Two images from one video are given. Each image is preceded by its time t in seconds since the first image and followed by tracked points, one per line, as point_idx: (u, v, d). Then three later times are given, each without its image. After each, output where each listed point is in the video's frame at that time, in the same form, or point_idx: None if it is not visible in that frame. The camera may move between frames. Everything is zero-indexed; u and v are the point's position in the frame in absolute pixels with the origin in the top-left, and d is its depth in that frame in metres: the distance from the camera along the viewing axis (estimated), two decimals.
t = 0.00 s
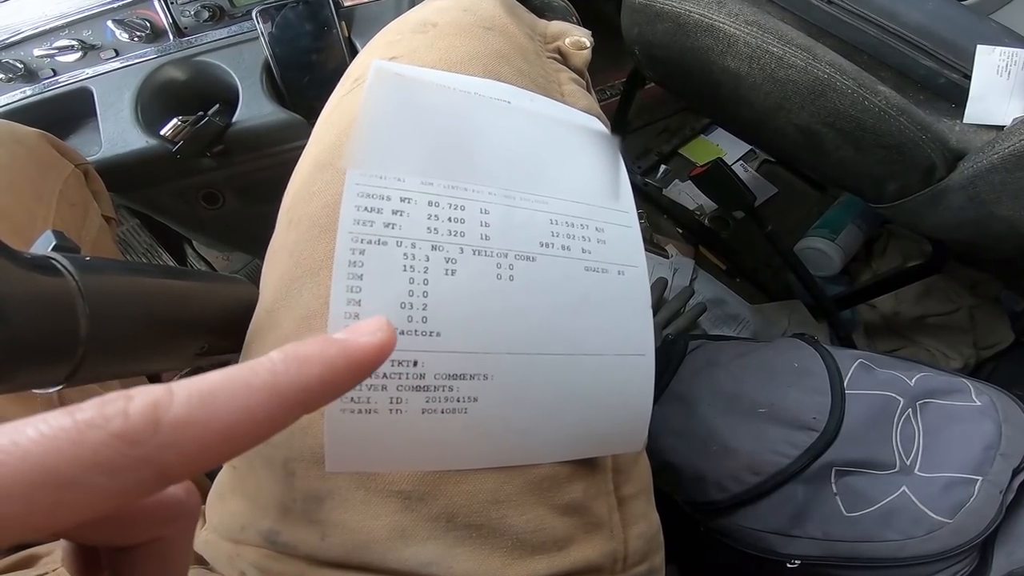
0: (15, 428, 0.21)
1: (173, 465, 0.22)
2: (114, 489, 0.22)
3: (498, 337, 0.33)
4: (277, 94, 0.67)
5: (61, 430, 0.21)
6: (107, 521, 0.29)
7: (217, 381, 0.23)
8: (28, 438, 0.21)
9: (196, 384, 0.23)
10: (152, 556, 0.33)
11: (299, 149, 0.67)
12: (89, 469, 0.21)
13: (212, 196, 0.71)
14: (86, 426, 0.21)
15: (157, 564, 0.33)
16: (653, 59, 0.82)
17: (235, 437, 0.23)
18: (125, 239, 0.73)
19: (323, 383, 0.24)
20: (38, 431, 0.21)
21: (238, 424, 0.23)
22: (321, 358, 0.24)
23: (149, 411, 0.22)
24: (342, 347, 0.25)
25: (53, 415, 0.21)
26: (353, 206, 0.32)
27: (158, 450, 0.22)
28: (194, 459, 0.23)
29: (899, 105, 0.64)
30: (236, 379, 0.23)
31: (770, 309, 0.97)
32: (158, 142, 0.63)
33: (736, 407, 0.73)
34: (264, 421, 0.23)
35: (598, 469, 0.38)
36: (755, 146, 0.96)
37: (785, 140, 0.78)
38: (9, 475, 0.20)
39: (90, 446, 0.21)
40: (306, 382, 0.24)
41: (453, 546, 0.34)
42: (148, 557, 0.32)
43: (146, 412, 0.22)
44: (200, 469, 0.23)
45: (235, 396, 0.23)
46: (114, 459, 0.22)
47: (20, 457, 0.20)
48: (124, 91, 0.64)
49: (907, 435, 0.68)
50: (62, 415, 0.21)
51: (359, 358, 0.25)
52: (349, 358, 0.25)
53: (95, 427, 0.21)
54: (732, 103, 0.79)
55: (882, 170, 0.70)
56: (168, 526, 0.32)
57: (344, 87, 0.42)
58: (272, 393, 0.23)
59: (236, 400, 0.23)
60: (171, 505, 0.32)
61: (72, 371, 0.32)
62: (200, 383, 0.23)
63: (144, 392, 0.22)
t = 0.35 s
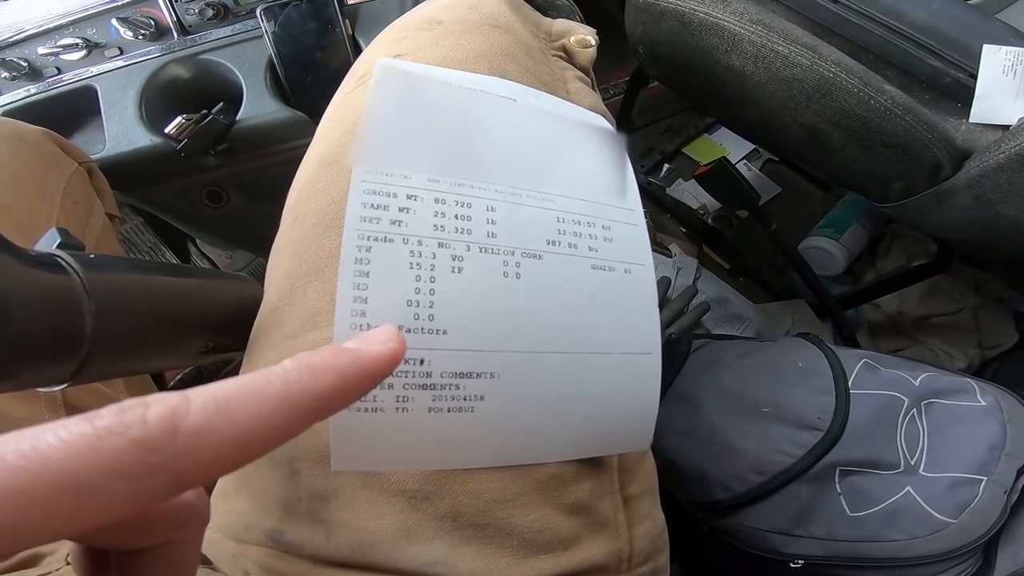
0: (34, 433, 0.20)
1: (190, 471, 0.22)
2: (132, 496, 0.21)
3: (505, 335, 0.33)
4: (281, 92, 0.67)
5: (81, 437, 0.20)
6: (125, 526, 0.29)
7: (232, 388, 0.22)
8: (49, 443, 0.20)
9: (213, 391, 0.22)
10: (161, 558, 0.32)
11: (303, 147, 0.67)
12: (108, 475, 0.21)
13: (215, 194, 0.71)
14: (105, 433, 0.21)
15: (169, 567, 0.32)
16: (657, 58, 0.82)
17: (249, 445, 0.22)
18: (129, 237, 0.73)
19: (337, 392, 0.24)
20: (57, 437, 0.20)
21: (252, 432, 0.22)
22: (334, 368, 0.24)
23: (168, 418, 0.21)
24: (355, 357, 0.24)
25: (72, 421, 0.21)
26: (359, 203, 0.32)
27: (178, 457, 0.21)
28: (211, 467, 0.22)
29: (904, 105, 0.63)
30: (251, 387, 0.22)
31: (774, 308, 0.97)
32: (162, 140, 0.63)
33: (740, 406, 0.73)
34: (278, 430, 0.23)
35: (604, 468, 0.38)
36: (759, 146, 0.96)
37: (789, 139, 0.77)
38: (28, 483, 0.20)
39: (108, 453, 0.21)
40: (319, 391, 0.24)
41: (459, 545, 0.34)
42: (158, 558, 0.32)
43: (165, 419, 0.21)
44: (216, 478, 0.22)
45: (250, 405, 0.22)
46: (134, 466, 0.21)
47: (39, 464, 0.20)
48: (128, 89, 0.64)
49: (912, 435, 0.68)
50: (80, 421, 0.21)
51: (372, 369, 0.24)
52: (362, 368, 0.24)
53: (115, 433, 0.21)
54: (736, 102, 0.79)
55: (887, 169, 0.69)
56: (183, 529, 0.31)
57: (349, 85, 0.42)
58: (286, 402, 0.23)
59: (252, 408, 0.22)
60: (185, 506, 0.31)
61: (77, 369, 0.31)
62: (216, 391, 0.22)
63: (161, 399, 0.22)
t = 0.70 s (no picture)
0: (108, 448, 0.20)
1: (255, 487, 0.22)
2: (200, 510, 0.21)
3: (500, 343, 0.33)
4: (278, 96, 0.67)
5: (151, 454, 0.20)
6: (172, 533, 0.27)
7: (292, 403, 0.22)
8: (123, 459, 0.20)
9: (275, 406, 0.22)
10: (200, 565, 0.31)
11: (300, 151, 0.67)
12: (179, 492, 0.21)
13: (214, 199, 0.71)
14: (175, 450, 0.21)
15: None
16: (655, 60, 0.82)
17: (311, 461, 0.22)
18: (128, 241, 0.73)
19: (391, 409, 0.23)
20: (129, 455, 0.20)
21: (314, 447, 0.22)
22: (391, 385, 0.23)
23: (232, 435, 0.21)
24: (409, 373, 0.23)
25: (141, 437, 0.21)
26: (354, 212, 0.32)
27: (243, 473, 0.21)
28: (272, 484, 0.22)
29: (900, 106, 0.63)
30: (310, 402, 0.22)
31: (773, 308, 0.98)
32: (160, 145, 0.63)
33: (738, 407, 0.73)
34: (338, 446, 0.22)
35: (600, 473, 0.38)
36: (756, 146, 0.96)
37: (787, 140, 0.77)
38: (103, 502, 0.20)
39: (180, 469, 0.21)
40: (374, 406, 0.23)
41: (456, 550, 0.34)
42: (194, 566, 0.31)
43: (229, 437, 0.21)
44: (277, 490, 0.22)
45: (311, 420, 0.22)
46: (201, 483, 0.21)
47: (113, 484, 0.20)
48: (126, 94, 0.64)
49: (910, 436, 0.68)
50: (149, 438, 0.20)
51: (425, 385, 0.23)
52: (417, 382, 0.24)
53: (185, 451, 0.21)
54: (733, 103, 0.79)
55: (884, 170, 0.70)
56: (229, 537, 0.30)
57: (345, 92, 0.42)
58: (342, 417, 0.22)
59: (312, 425, 0.22)
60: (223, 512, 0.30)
61: (77, 378, 0.32)
62: (277, 406, 0.22)
63: (227, 415, 0.21)
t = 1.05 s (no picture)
0: (140, 446, 0.19)
1: (278, 474, 0.21)
2: (233, 500, 0.20)
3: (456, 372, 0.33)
4: (258, 107, 0.67)
5: (179, 450, 0.20)
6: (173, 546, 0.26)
7: (295, 390, 0.20)
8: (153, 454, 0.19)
9: (284, 394, 0.20)
10: None
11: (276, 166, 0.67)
12: (210, 483, 0.20)
13: (199, 211, 0.72)
14: (202, 444, 0.20)
15: None
16: (642, 64, 0.82)
17: (324, 444, 0.21)
18: (117, 252, 0.74)
19: (389, 389, 0.21)
20: (162, 451, 0.19)
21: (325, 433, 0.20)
22: (379, 363, 0.21)
23: (249, 426, 0.20)
24: (394, 349, 0.21)
25: (170, 432, 0.20)
26: (307, 244, 0.32)
27: (266, 463, 0.20)
28: (298, 467, 0.21)
29: (885, 107, 0.63)
30: (314, 386, 0.20)
31: (765, 312, 0.97)
32: (141, 158, 0.63)
33: (727, 415, 0.73)
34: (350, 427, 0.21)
35: (567, 495, 0.38)
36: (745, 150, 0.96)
37: (775, 145, 0.77)
38: (145, 497, 0.19)
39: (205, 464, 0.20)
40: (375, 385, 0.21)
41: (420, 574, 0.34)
42: None
43: (245, 430, 0.20)
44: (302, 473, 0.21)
45: (320, 406, 0.20)
46: (232, 474, 0.20)
47: (149, 480, 0.19)
48: (106, 107, 0.64)
49: (899, 444, 0.67)
50: (175, 434, 0.20)
51: (410, 362, 0.21)
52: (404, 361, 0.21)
53: (209, 445, 0.20)
54: (720, 107, 0.78)
55: (872, 174, 0.69)
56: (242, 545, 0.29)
57: (312, 112, 0.42)
58: (346, 400, 0.20)
59: (320, 410, 0.20)
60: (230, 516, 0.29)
61: (38, 408, 0.31)
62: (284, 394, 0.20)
63: (240, 407, 0.20)
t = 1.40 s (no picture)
0: (153, 489, 0.19)
1: (290, 511, 0.21)
2: (244, 540, 0.20)
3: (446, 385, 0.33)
4: (249, 114, 0.66)
5: (191, 492, 0.19)
6: None
7: (307, 428, 0.21)
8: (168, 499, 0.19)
9: (296, 432, 0.21)
10: None
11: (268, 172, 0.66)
12: (226, 526, 0.20)
13: (192, 220, 0.71)
14: (213, 486, 0.19)
15: None
16: (634, 67, 0.82)
17: (337, 480, 0.21)
18: (111, 261, 0.74)
19: (401, 418, 0.22)
20: (173, 493, 0.19)
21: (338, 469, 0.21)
22: (393, 395, 0.22)
23: (262, 465, 0.20)
24: (408, 380, 0.22)
25: (181, 474, 0.20)
26: (294, 259, 0.32)
27: (278, 501, 0.20)
28: (310, 503, 0.21)
29: (876, 108, 0.63)
30: (326, 424, 0.21)
31: (761, 312, 0.97)
32: (131, 168, 0.62)
33: (725, 417, 0.73)
34: (361, 462, 0.21)
35: (563, 503, 0.37)
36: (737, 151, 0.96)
37: (766, 146, 0.77)
38: (156, 542, 0.19)
39: (221, 506, 0.19)
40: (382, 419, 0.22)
41: None
42: None
43: (260, 469, 0.20)
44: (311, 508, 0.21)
45: (333, 443, 0.21)
46: (244, 516, 0.20)
47: (162, 524, 0.19)
48: (95, 116, 0.64)
49: (898, 443, 0.67)
50: (186, 476, 0.19)
51: (428, 388, 0.22)
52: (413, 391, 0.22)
53: (222, 488, 0.20)
54: (711, 109, 0.78)
55: (864, 175, 0.69)
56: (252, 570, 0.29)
57: (298, 123, 0.42)
58: (358, 435, 0.21)
59: (333, 447, 0.21)
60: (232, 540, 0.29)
61: (29, 424, 0.31)
62: (297, 432, 0.21)
63: (252, 447, 0.20)
